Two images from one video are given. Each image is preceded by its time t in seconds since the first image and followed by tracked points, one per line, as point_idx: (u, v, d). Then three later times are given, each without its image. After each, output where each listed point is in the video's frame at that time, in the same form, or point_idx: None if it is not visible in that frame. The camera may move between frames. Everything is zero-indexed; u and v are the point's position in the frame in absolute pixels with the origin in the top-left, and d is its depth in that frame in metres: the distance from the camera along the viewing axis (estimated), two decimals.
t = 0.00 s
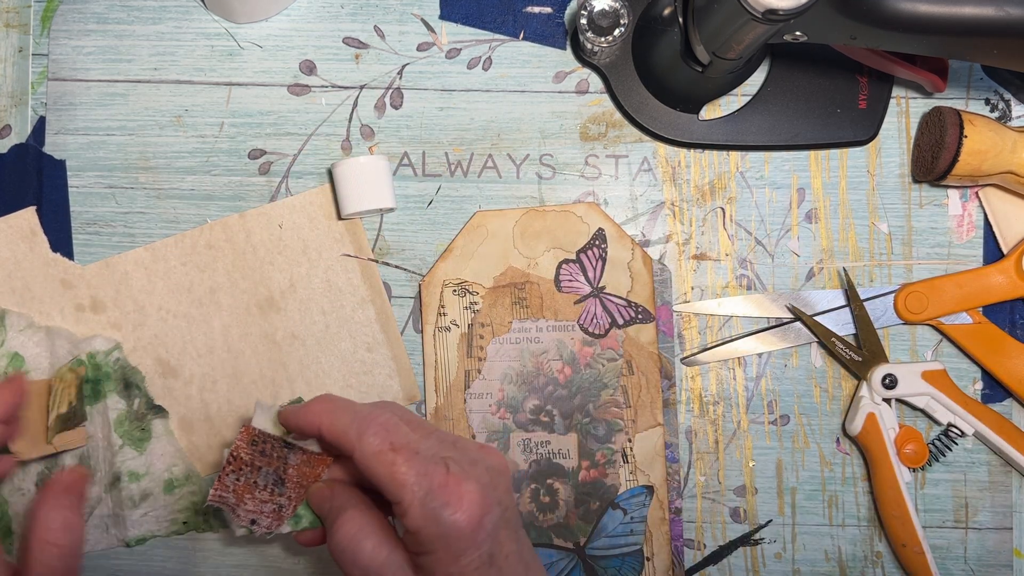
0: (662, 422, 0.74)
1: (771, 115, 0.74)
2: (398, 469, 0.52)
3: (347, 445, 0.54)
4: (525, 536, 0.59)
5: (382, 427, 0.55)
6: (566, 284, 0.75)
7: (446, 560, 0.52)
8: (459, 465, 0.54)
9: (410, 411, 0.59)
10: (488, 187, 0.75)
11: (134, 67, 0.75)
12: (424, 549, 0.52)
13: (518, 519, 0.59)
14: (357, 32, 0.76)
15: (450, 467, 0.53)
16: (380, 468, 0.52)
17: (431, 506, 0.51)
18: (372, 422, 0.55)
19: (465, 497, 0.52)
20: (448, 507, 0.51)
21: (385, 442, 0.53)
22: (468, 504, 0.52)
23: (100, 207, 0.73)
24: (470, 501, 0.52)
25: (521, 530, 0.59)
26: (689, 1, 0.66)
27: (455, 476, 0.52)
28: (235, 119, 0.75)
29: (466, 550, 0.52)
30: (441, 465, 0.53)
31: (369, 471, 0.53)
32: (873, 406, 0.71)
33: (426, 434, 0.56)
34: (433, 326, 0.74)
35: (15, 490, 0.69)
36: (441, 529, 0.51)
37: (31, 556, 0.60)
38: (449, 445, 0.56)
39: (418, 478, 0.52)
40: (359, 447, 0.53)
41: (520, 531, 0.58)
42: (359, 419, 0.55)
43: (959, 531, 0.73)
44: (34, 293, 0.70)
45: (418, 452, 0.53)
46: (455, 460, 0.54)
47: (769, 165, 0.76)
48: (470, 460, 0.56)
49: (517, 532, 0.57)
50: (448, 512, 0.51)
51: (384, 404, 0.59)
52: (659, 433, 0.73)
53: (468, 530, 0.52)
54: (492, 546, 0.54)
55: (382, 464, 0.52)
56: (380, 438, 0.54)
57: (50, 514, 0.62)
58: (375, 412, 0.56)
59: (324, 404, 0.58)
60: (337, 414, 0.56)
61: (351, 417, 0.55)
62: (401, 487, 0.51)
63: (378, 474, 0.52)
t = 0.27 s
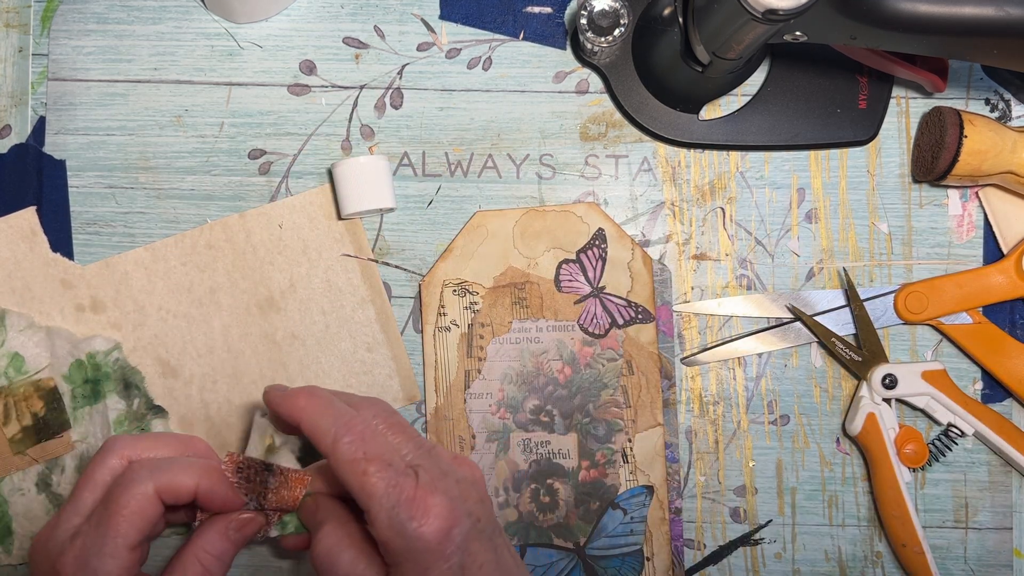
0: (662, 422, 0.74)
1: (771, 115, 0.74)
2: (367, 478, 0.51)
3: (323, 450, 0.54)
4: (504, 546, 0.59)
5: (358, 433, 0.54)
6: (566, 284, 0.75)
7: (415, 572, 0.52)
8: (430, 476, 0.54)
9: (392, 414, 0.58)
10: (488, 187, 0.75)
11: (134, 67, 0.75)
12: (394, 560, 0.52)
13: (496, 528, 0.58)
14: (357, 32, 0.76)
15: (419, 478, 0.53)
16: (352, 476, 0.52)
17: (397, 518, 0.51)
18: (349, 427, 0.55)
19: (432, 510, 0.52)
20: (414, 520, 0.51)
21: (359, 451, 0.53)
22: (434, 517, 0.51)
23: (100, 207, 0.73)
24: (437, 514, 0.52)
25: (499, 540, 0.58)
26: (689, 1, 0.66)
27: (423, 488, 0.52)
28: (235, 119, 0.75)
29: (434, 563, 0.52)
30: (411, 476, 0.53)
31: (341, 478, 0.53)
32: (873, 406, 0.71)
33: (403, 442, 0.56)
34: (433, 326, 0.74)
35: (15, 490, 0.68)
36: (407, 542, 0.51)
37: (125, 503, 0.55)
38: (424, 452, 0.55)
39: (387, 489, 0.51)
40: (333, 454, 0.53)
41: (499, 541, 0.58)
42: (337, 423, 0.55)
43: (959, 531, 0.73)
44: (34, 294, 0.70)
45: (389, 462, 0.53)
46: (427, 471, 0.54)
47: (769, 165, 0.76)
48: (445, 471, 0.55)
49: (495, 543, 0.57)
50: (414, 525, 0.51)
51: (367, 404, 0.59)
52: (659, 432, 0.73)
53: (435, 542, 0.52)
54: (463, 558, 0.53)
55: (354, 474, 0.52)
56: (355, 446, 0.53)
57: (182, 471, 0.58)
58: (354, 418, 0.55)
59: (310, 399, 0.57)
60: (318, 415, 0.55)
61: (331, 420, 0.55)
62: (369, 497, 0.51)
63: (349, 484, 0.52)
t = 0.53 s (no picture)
0: (662, 422, 0.74)
1: (771, 115, 0.74)
2: (404, 453, 0.52)
3: (357, 425, 0.54)
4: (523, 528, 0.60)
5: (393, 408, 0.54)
6: (566, 284, 0.75)
7: (445, 547, 0.53)
8: (462, 454, 0.55)
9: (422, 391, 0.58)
10: (488, 187, 0.75)
11: (134, 67, 0.75)
12: (424, 536, 0.53)
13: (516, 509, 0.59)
14: (357, 32, 0.76)
15: (452, 454, 0.54)
16: (387, 450, 0.52)
17: (432, 493, 0.52)
18: (384, 402, 0.55)
19: (466, 485, 0.52)
20: (448, 494, 0.52)
21: (395, 425, 0.53)
22: (468, 492, 0.52)
23: (100, 207, 0.73)
24: (471, 489, 0.52)
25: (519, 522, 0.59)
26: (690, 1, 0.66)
27: (457, 464, 0.53)
28: (235, 119, 0.75)
29: (465, 538, 0.53)
30: (444, 452, 0.54)
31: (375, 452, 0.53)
32: (873, 406, 0.71)
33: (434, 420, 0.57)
34: (433, 326, 0.74)
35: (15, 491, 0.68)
36: (441, 516, 0.52)
37: None
38: (455, 431, 0.56)
39: (422, 464, 0.52)
40: (368, 427, 0.53)
41: (519, 522, 0.59)
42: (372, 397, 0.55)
43: (959, 531, 0.73)
44: (34, 294, 0.70)
45: (423, 437, 0.53)
46: (458, 449, 0.55)
47: (769, 165, 0.76)
48: (474, 450, 0.56)
49: (518, 524, 0.58)
50: (449, 499, 0.52)
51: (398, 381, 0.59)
52: (659, 432, 0.73)
53: (467, 518, 0.52)
54: (491, 535, 0.54)
55: (390, 447, 0.52)
56: (390, 421, 0.54)
57: (33, 440, 0.55)
58: (388, 393, 0.55)
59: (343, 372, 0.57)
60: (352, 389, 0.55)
61: (366, 395, 0.55)
62: (405, 471, 0.51)
63: (384, 457, 0.52)
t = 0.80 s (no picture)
0: (662, 422, 0.74)
1: (771, 115, 0.74)
2: (405, 453, 0.51)
3: (357, 427, 0.53)
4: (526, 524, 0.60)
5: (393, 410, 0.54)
6: (566, 284, 0.75)
7: (448, 544, 0.53)
8: (464, 452, 0.54)
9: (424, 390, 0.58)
10: (488, 187, 0.75)
11: (134, 67, 0.75)
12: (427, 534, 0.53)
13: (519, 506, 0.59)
14: (357, 32, 0.76)
15: (455, 453, 0.53)
16: (388, 451, 0.52)
17: (435, 492, 0.51)
18: (384, 402, 0.54)
19: (469, 483, 0.52)
20: (451, 492, 0.51)
21: (395, 425, 0.53)
22: (471, 490, 0.52)
23: (100, 207, 0.73)
24: (474, 487, 0.52)
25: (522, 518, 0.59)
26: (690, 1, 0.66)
27: (460, 462, 0.53)
28: (235, 119, 0.75)
29: (468, 536, 0.53)
30: (446, 451, 0.53)
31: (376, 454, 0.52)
32: (873, 406, 0.71)
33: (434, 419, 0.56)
34: (433, 326, 0.74)
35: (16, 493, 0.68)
36: (445, 514, 0.51)
37: None
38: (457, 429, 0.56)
39: (425, 462, 0.51)
40: (369, 430, 0.52)
41: (522, 518, 0.59)
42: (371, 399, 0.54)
43: (959, 531, 0.73)
44: (34, 294, 0.70)
45: (425, 437, 0.53)
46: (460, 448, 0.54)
47: (769, 165, 0.76)
48: (475, 448, 0.56)
49: (520, 520, 0.58)
50: (452, 497, 0.51)
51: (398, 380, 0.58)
52: (659, 431, 0.73)
53: (470, 516, 0.52)
54: (494, 532, 0.54)
55: (391, 448, 0.51)
56: (390, 421, 0.53)
57: None
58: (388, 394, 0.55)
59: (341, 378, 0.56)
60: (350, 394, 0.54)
61: (364, 398, 0.54)
62: (408, 471, 0.51)
63: (385, 459, 0.51)
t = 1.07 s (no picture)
0: (662, 422, 0.74)
1: (771, 115, 0.74)
2: (349, 488, 0.48)
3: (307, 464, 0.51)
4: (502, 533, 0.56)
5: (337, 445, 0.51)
6: (566, 284, 0.75)
7: (408, 568, 0.49)
8: (419, 473, 0.50)
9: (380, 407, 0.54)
10: (488, 187, 0.75)
11: (134, 67, 0.75)
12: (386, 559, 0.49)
13: (491, 517, 0.55)
14: (357, 32, 0.76)
15: (408, 475, 0.49)
16: (333, 489, 0.49)
17: (387, 518, 0.47)
18: (326, 439, 0.51)
19: (423, 505, 0.48)
20: (406, 516, 0.47)
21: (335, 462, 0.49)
22: (426, 512, 0.48)
23: (100, 207, 0.73)
24: (429, 510, 0.48)
25: (493, 530, 0.55)
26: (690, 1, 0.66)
27: (413, 484, 0.49)
28: (235, 119, 0.75)
29: (428, 559, 0.49)
30: (397, 474, 0.49)
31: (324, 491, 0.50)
32: (873, 406, 0.71)
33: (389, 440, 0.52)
34: (433, 326, 0.74)
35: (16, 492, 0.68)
36: (400, 539, 0.48)
37: None
38: (415, 447, 0.52)
39: (375, 490, 0.48)
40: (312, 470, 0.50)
41: (495, 529, 0.54)
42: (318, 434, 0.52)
43: (959, 531, 0.73)
44: (34, 294, 0.70)
45: (372, 464, 0.49)
46: (415, 468, 0.50)
47: (769, 165, 0.76)
48: (435, 464, 0.51)
49: (491, 533, 0.54)
50: (405, 522, 0.47)
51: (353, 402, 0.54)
52: (659, 431, 0.74)
53: (428, 538, 0.48)
54: (456, 554, 0.50)
55: (335, 485, 0.49)
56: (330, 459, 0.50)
57: None
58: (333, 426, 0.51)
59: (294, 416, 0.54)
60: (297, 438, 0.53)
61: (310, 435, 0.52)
62: (356, 503, 0.48)
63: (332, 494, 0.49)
